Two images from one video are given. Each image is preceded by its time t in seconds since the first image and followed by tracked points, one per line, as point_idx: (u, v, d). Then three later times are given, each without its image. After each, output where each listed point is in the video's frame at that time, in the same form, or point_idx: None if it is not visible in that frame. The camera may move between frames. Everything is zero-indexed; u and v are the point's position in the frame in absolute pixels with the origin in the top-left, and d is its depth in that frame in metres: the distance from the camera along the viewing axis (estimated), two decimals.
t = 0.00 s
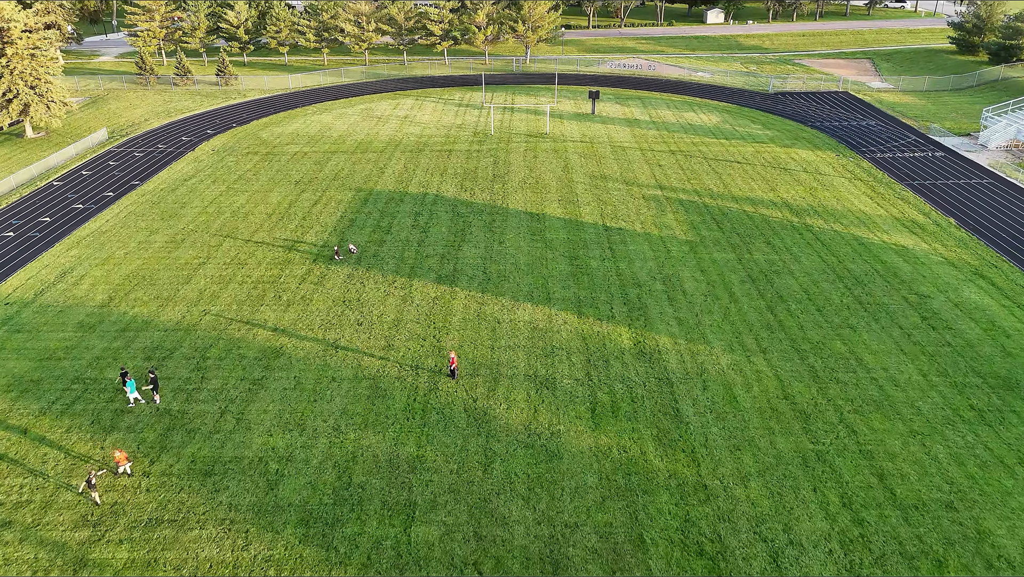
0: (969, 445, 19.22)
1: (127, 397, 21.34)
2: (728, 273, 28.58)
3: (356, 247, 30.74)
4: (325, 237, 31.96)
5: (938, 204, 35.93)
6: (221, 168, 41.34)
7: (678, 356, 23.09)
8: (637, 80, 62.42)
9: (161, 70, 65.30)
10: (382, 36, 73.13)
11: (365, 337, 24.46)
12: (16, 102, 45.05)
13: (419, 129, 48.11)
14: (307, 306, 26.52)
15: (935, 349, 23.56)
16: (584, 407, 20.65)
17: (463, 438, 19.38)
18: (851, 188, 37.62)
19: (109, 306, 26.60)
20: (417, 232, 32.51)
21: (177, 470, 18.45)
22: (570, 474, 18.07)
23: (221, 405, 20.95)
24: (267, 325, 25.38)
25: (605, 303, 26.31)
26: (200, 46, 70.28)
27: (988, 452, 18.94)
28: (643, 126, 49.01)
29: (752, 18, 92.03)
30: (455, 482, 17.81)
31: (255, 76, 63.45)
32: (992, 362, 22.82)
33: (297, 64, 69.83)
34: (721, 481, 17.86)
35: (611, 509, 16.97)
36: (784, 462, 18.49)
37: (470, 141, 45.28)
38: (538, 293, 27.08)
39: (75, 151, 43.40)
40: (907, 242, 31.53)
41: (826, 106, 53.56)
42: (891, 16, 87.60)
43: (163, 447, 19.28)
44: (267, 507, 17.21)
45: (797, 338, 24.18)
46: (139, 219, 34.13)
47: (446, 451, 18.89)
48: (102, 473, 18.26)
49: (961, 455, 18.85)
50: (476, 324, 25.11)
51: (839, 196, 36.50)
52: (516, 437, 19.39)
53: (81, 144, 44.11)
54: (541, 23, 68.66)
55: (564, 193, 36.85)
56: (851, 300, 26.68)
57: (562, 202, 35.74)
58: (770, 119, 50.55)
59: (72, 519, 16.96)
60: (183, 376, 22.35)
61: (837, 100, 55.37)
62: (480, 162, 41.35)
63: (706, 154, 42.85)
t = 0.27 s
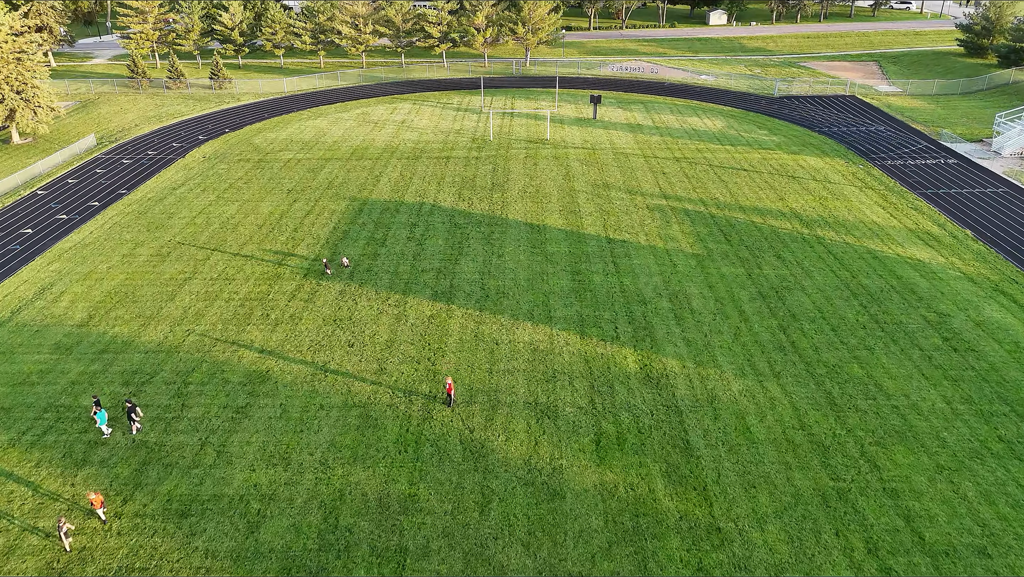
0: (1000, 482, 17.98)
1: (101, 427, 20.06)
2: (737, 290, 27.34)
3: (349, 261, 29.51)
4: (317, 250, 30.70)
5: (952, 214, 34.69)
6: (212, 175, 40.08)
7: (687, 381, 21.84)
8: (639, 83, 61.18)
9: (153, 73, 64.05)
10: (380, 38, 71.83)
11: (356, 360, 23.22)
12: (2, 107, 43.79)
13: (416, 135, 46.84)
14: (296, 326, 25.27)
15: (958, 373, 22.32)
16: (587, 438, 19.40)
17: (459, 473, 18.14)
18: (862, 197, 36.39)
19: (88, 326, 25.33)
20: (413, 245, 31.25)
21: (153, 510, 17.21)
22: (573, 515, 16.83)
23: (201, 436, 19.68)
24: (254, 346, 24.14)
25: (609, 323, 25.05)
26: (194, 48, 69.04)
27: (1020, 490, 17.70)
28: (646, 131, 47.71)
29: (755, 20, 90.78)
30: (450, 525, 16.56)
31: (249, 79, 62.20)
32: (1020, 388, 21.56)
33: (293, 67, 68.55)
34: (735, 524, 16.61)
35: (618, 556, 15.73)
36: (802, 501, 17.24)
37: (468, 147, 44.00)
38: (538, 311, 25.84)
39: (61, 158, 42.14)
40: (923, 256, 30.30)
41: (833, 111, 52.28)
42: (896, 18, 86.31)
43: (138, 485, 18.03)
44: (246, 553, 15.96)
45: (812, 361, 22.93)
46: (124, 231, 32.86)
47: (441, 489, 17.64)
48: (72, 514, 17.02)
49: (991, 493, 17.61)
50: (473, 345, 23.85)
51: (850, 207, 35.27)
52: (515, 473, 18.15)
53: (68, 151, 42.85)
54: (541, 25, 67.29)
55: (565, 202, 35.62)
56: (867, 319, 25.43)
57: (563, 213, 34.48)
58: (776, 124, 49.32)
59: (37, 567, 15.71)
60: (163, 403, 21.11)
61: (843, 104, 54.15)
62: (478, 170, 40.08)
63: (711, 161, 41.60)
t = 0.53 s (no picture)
0: None
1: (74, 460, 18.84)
2: (748, 307, 26.08)
3: (341, 276, 28.25)
4: (309, 263, 29.44)
5: (969, 225, 33.40)
6: (202, 183, 38.82)
7: (697, 410, 20.62)
8: (642, 86, 59.89)
9: (146, 76, 62.81)
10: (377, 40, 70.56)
11: (347, 384, 21.96)
12: None
13: (414, 141, 45.56)
14: (284, 346, 24.00)
15: (983, 400, 21.08)
16: (592, 473, 18.16)
17: (454, 514, 16.90)
18: (874, 207, 35.13)
19: (65, 346, 24.06)
20: (408, 258, 29.95)
21: (124, 555, 15.98)
22: (577, 562, 15.60)
23: (179, 471, 18.46)
24: (239, 369, 22.89)
25: (614, 343, 23.79)
26: (189, 51, 67.80)
27: None
28: (650, 136, 46.42)
29: (759, 21, 89.48)
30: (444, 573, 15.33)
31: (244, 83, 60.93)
32: None
33: (289, 70, 67.29)
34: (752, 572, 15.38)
35: None
36: (824, 547, 16.00)
37: (466, 154, 42.73)
38: (539, 331, 24.57)
39: (48, 165, 40.87)
40: (940, 270, 29.05)
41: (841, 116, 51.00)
42: (902, 19, 84.99)
43: (109, 526, 16.78)
44: None
45: (829, 386, 21.70)
46: (109, 242, 31.58)
47: (435, 532, 16.40)
48: (37, 560, 15.80)
49: None
50: (470, 368, 22.57)
51: (862, 217, 34.02)
52: (515, 513, 16.91)
53: (55, 157, 41.57)
54: (542, 27, 65.98)
55: (567, 212, 34.35)
56: (885, 339, 24.20)
57: (565, 223, 33.21)
58: (783, 129, 48.05)
59: None
60: (141, 433, 19.87)
61: (852, 108, 52.87)
62: (477, 177, 38.79)
63: (717, 168, 40.32)
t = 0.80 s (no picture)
0: None
1: (42, 499, 17.60)
2: (759, 327, 24.83)
3: (333, 292, 27.01)
4: (299, 279, 28.20)
5: (986, 237, 32.14)
6: (191, 191, 37.56)
7: (708, 441, 19.40)
8: (644, 90, 58.65)
9: (139, 80, 61.61)
10: (375, 43, 69.34)
11: (336, 412, 20.72)
12: None
13: (410, 147, 44.32)
14: (271, 370, 22.77)
15: (1012, 430, 19.84)
16: (597, 514, 16.94)
17: (449, 562, 15.68)
18: (887, 217, 33.89)
19: (40, 370, 22.82)
20: (403, 272, 28.70)
21: None
22: None
23: (155, 511, 17.24)
24: (223, 395, 21.64)
25: (619, 366, 22.55)
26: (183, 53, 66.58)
27: None
28: (653, 142, 45.16)
29: (762, 23, 88.25)
30: None
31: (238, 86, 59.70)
32: None
33: (285, 73, 66.07)
34: None
35: None
36: None
37: (465, 161, 41.49)
38: (540, 353, 23.33)
39: (34, 172, 39.62)
40: (959, 286, 27.80)
41: (849, 121, 49.77)
42: (907, 21, 83.80)
43: (77, 574, 15.56)
44: None
45: (847, 414, 20.48)
46: (92, 256, 30.32)
47: None
48: None
49: None
50: (467, 394, 21.32)
51: (875, 228, 32.78)
52: (514, 560, 15.69)
53: (42, 165, 40.33)
54: (542, 29, 64.74)
55: (569, 223, 33.12)
56: (904, 361, 22.97)
57: (566, 235, 31.96)
58: (790, 135, 46.81)
59: None
60: (117, 468, 18.65)
61: (859, 113, 51.62)
62: (475, 186, 37.55)
63: (724, 176, 39.08)
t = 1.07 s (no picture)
0: None
1: (10, 541, 16.44)
2: (770, 348, 23.70)
3: (324, 310, 25.83)
4: (289, 295, 27.03)
5: (1003, 249, 31.01)
6: (181, 199, 36.33)
7: (719, 476, 18.28)
8: (647, 94, 57.51)
9: (131, 84, 60.39)
10: (372, 45, 68.19)
11: (324, 443, 19.57)
12: None
13: (407, 154, 43.16)
14: (258, 395, 21.65)
15: None
16: (603, 559, 15.81)
17: None
18: (899, 229, 32.77)
19: (15, 395, 21.65)
20: (397, 288, 27.55)
21: None
22: None
23: (129, 556, 16.11)
24: (206, 424, 20.46)
25: (624, 391, 21.40)
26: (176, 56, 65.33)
27: None
28: (656, 149, 43.98)
29: (765, 25, 87.14)
30: None
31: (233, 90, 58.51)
32: None
33: (280, 76, 64.90)
34: None
35: None
36: None
37: (463, 168, 40.32)
38: (541, 376, 22.18)
39: (20, 181, 38.28)
40: (977, 302, 26.68)
41: (856, 127, 48.62)
42: (912, 23, 82.73)
43: None
44: None
45: (865, 445, 19.36)
46: (75, 269, 29.08)
47: None
48: None
49: None
50: (464, 422, 20.16)
51: (887, 240, 31.65)
52: None
53: (28, 173, 38.99)
54: (542, 32, 63.61)
55: (570, 235, 31.96)
56: (924, 386, 21.86)
57: (567, 247, 30.81)
58: (796, 141, 45.68)
59: None
60: (90, 507, 17.44)
61: (867, 118, 50.51)
62: (474, 195, 36.39)
63: (729, 185, 37.95)
